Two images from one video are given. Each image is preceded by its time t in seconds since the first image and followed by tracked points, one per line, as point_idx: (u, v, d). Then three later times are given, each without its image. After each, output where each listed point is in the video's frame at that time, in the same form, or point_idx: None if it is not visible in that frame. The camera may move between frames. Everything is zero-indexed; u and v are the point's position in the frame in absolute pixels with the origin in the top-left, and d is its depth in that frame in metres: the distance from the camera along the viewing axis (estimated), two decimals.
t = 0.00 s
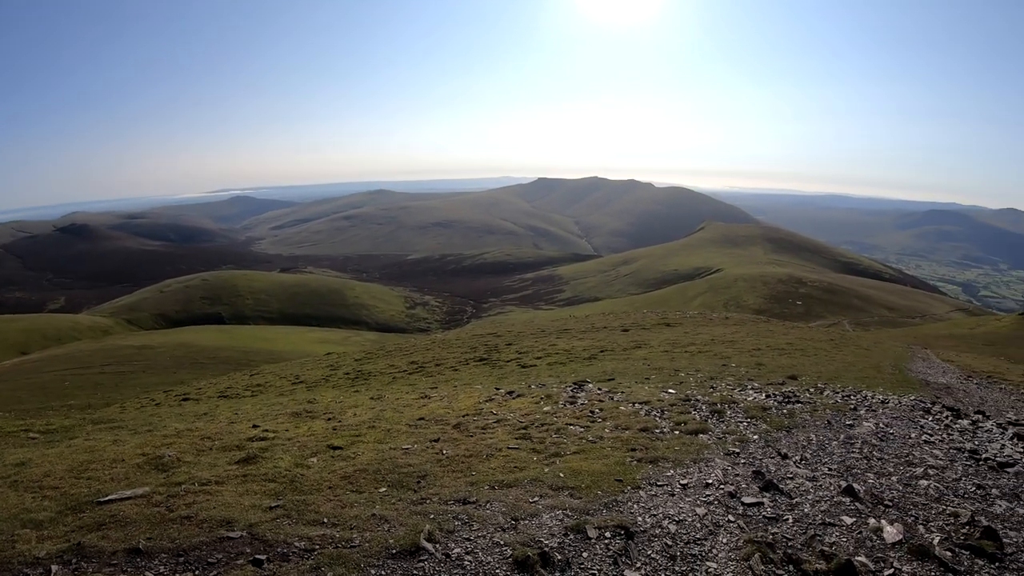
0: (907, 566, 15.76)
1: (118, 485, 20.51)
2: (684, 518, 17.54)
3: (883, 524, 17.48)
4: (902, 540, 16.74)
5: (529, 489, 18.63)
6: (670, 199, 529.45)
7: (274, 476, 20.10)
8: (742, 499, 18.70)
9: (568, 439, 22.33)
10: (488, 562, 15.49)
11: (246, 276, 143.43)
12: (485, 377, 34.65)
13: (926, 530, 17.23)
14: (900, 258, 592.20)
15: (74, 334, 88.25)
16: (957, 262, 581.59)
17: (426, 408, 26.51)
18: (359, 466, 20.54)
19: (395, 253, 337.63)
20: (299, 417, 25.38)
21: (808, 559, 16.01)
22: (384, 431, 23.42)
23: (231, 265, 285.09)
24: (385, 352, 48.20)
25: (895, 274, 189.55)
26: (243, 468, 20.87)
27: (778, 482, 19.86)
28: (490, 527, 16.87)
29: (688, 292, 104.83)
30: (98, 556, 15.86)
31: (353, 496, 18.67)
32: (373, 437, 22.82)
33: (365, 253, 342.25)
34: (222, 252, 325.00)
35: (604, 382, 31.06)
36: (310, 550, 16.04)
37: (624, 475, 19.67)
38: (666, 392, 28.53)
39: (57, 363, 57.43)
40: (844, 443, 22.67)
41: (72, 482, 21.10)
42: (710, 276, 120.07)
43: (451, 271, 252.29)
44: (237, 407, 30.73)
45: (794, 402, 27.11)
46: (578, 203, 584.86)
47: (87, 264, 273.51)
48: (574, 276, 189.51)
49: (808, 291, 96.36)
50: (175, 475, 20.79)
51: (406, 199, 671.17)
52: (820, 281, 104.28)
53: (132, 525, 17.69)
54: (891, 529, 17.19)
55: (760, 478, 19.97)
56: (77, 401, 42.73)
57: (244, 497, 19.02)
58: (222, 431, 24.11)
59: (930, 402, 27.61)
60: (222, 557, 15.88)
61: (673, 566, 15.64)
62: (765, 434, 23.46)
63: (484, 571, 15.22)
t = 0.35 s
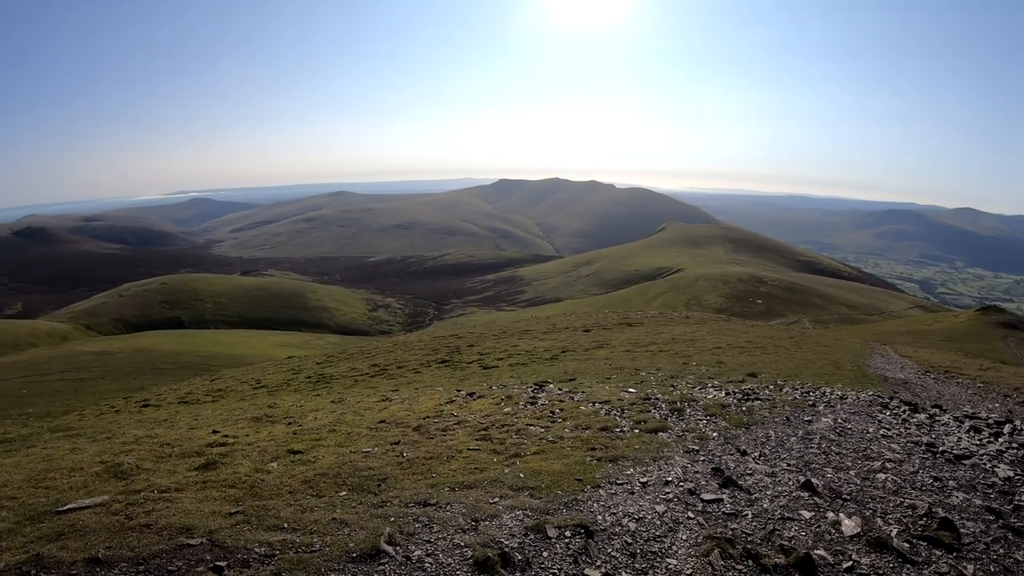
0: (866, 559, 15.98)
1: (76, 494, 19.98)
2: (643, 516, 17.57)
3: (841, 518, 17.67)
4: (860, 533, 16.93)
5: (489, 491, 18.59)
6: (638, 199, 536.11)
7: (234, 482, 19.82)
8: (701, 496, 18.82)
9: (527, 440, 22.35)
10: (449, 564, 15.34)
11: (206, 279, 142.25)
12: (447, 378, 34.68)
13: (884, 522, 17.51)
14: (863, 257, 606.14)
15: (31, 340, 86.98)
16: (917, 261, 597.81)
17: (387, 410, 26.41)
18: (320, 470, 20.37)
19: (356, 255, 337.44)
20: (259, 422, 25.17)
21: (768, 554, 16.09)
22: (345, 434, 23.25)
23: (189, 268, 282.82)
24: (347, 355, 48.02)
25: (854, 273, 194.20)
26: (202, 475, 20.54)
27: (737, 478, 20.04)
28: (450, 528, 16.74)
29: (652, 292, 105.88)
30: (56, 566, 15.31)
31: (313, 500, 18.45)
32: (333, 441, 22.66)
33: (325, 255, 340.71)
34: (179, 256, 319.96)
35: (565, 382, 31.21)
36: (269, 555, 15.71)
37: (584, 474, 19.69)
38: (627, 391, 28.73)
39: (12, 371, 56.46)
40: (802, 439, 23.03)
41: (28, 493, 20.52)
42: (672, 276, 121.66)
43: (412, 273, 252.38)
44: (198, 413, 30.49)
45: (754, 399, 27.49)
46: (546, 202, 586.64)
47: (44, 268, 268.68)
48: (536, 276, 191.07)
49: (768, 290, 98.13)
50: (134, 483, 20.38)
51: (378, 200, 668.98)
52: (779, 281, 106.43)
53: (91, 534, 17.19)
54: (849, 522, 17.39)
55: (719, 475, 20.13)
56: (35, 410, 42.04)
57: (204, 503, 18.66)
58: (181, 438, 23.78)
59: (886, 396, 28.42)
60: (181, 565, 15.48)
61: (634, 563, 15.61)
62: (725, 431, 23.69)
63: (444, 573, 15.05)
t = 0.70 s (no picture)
0: (838, 551, 16.16)
1: (49, 501, 19.71)
2: (616, 513, 17.62)
3: (814, 511, 17.82)
4: (832, 527, 17.08)
5: (463, 491, 18.58)
6: (618, 200, 539.30)
7: (208, 487, 19.68)
8: (674, 493, 18.86)
9: (501, 440, 22.36)
10: (422, 565, 15.26)
11: (182, 284, 141.53)
12: (422, 380, 34.65)
13: (856, 515, 17.68)
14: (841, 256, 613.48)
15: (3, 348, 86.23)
16: (894, 259, 606.22)
17: (361, 413, 26.33)
18: (294, 473, 20.30)
19: (331, 258, 336.08)
20: (233, 427, 25.06)
21: (740, 548, 16.18)
22: (319, 438, 23.19)
23: (163, 273, 281.45)
24: (324, 359, 47.91)
25: (828, 270, 196.79)
26: (176, 480, 20.41)
27: (710, 474, 20.11)
28: (424, 529, 16.69)
29: (629, 293, 106.37)
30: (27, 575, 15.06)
31: (288, 504, 18.37)
32: (308, 444, 22.58)
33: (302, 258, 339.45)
34: (155, 260, 316.64)
35: (540, 382, 31.26)
36: (243, 559, 15.56)
37: (557, 473, 19.72)
38: (601, 391, 28.87)
39: None
40: (775, 434, 23.22)
41: None
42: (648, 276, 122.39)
43: (388, 275, 252.85)
44: (173, 419, 30.29)
45: (727, 396, 27.74)
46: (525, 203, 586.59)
47: (16, 273, 265.71)
48: (511, 276, 192.17)
49: (743, 288, 99.03)
50: (108, 490, 20.17)
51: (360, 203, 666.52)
52: (754, 279, 107.70)
53: (65, 542, 16.94)
54: (821, 515, 17.54)
55: (692, 471, 20.21)
56: (5, 419, 41.61)
57: (178, 509, 18.52)
58: (155, 444, 23.62)
59: (859, 392, 28.87)
60: (154, 571, 15.30)
61: (606, 560, 15.62)
62: (698, 428, 23.82)
63: (417, 574, 14.98)
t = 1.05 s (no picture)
0: (819, 543, 16.53)
1: (32, 506, 19.53)
2: (598, 508, 17.73)
3: (795, 504, 18.17)
4: (813, 519, 17.47)
5: (445, 488, 18.58)
6: (605, 197, 540.98)
7: (191, 489, 19.59)
8: (655, 487, 18.98)
9: (484, 437, 22.34)
10: (405, 562, 15.26)
11: (165, 286, 140.86)
12: (407, 379, 34.60)
13: (837, 507, 18.12)
14: (826, 252, 618.34)
15: None
16: (878, 255, 612.05)
17: (345, 413, 26.22)
18: (277, 474, 20.22)
19: (316, 258, 334.61)
20: (217, 429, 24.93)
21: (721, 542, 16.45)
22: (302, 438, 23.10)
23: (146, 275, 280.07)
24: (308, 359, 47.79)
25: (811, 265, 198.40)
26: (159, 483, 20.31)
27: (691, 468, 20.28)
28: (406, 527, 16.70)
29: (614, 289, 106.51)
30: None
31: (271, 504, 18.32)
32: (291, 444, 22.48)
33: (287, 259, 339.16)
34: (139, 263, 314.31)
35: (524, 379, 31.27)
36: (227, 560, 15.49)
37: (540, 469, 19.75)
38: (585, 387, 28.95)
39: None
40: (757, 428, 23.50)
41: None
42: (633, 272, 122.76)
43: (373, 274, 253.02)
44: (157, 422, 30.17)
45: (710, 390, 27.99)
46: (511, 200, 585.88)
47: None
48: (496, 274, 192.54)
49: (728, 284, 99.52)
50: (92, 493, 20.08)
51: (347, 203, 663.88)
52: (737, 274, 108.36)
53: (48, 546, 16.82)
54: (802, 508, 17.90)
55: (674, 465, 20.35)
56: None
57: (162, 511, 18.45)
58: (139, 447, 23.52)
59: (841, 384, 29.33)
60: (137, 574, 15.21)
61: (588, 555, 15.76)
62: (680, 423, 23.99)
63: (400, 571, 14.97)
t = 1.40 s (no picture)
0: (798, 536, 17.15)
1: (14, 512, 19.36)
2: (579, 505, 17.95)
3: (775, 498, 18.80)
4: (793, 513, 18.13)
5: (426, 488, 18.61)
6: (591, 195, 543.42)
7: (174, 493, 19.53)
8: (636, 484, 19.29)
9: (466, 436, 22.40)
10: (386, 561, 15.30)
11: (148, 289, 140.09)
12: (390, 380, 34.56)
13: (817, 501, 18.81)
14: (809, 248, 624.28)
15: None
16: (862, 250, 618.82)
17: (328, 414, 26.12)
18: (259, 476, 20.17)
19: (300, 259, 333.73)
20: (200, 432, 24.84)
21: (701, 536, 16.96)
22: (285, 439, 23.03)
23: (128, 279, 278.25)
24: (293, 360, 47.76)
25: (793, 261, 200.34)
26: (142, 486, 20.24)
27: (672, 465, 20.65)
28: (387, 527, 16.73)
29: (598, 288, 106.91)
30: None
31: (253, 506, 18.29)
32: (274, 446, 22.41)
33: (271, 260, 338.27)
34: (123, 266, 312.16)
35: (507, 378, 31.27)
36: (208, 562, 15.44)
37: (521, 467, 19.84)
38: (567, 385, 29.06)
39: None
40: (738, 424, 24.14)
41: None
42: (617, 270, 123.34)
43: (356, 274, 252.81)
44: (140, 427, 30.07)
45: (692, 387, 28.48)
46: (497, 198, 586.44)
47: None
48: (480, 274, 192.75)
49: (711, 280, 100.17)
50: (75, 498, 19.96)
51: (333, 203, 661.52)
52: (720, 272, 109.18)
53: (31, 552, 16.71)
54: (782, 502, 18.54)
55: (654, 462, 20.67)
56: None
57: (144, 515, 18.35)
58: (123, 451, 23.40)
59: (823, 379, 30.15)
60: None
61: (569, 551, 16.01)
62: (661, 419, 24.39)
63: (381, 571, 14.99)
